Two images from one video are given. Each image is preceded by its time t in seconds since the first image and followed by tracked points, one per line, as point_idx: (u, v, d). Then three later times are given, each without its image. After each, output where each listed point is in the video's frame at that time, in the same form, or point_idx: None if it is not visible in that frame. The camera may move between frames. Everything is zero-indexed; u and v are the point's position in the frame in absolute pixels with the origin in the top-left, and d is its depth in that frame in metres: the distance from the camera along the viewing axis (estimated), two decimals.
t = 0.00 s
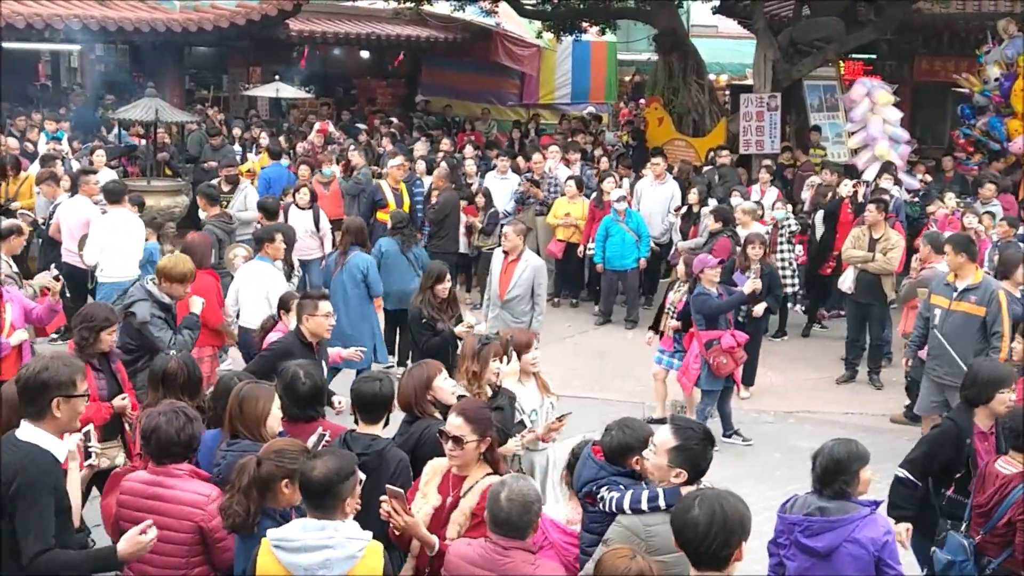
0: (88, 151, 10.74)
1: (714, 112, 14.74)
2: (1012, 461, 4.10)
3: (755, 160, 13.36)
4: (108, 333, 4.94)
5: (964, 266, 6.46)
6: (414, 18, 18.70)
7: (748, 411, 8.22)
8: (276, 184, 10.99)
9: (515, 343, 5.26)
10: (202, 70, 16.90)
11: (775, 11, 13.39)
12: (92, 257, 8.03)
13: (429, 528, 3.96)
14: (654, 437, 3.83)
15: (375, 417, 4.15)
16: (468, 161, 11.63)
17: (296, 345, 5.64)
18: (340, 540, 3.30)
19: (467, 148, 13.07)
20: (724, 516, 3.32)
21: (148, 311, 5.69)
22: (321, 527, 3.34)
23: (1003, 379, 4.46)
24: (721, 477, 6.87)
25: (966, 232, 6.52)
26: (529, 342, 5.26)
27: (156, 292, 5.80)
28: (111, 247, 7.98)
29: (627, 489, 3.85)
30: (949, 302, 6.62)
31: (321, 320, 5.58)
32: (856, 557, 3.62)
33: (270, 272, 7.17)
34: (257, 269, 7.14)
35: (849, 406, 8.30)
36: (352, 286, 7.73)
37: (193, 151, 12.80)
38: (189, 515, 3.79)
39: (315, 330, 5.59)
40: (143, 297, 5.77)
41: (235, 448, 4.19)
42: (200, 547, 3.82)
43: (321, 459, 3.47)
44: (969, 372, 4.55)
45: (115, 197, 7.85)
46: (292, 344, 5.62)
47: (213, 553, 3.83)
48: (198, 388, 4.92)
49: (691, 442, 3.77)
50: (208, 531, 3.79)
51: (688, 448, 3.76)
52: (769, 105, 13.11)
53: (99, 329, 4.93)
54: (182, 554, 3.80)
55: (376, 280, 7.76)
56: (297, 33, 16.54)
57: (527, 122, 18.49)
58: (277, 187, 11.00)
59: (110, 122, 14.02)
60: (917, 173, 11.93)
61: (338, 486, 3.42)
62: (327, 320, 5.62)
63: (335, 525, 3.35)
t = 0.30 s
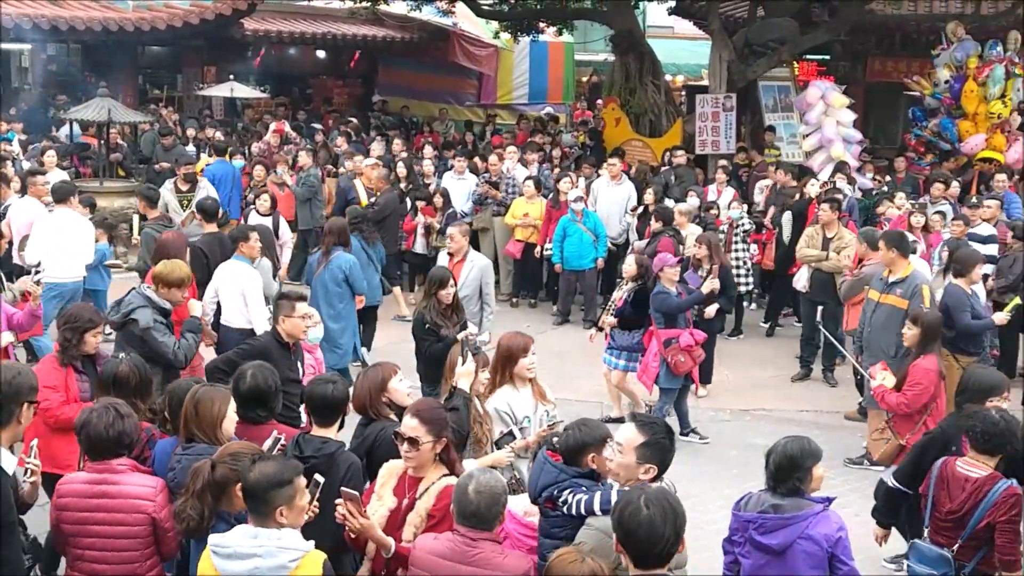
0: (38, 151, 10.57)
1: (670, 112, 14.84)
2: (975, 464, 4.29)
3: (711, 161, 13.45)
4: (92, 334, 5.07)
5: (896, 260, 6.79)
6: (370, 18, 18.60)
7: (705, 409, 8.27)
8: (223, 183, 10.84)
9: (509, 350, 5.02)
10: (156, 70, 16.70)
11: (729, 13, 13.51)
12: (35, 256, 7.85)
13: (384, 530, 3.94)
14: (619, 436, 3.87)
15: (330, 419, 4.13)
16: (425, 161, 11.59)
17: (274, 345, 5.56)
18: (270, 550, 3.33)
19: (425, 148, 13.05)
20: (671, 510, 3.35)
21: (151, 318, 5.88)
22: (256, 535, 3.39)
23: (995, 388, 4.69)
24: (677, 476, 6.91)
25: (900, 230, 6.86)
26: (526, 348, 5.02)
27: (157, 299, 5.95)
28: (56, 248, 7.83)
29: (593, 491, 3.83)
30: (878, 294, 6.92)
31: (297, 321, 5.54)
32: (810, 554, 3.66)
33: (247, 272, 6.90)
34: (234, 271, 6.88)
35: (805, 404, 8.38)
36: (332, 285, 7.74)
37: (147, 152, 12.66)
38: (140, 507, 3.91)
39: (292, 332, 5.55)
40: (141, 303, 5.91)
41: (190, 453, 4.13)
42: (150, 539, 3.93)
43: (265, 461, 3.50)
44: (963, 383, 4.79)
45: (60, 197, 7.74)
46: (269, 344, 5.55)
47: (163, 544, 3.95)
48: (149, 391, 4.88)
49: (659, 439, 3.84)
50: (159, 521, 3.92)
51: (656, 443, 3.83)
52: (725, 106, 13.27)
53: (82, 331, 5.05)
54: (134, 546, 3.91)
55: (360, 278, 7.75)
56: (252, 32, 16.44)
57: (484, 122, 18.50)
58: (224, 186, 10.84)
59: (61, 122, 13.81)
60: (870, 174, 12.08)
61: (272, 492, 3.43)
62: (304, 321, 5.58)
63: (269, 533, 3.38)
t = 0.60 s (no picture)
0: None
1: (627, 112, 14.91)
2: (929, 461, 4.36)
3: (668, 161, 13.54)
4: (67, 343, 5.31)
5: (833, 255, 6.89)
6: (327, 17, 18.49)
7: (662, 407, 8.31)
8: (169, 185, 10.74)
9: (503, 357, 5.04)
10: (109, 68, 16.50)
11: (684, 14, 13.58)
12: None
13: (340, 532, 3.93)
14: (598, 438, 3.90)
15: (279, 423, 4.12)
16: (382, 160, 11.55)
17: (247, 350, 5.53)
18: (203, 559, 3.37)
19: (383, 148, 13.01)
20: (618, 509, 3.38)
21: (155, 312, 5.91)
22: (191, 545, 3.43)
23: (988, 392, 4.54)
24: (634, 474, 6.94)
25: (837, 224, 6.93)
26: (518, 354, 5.05)
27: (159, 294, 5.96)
28: None
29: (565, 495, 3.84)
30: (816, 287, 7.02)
31: (272, 328, 5.50)
32: (764, 550, 3.68)
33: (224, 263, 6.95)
34: (211, 267, 6.75)
35: (761, 402, 8.45)
36: (315, 277, 7.71)
37: (99, 151, 12.51)
38: (104, 502, 3.92)
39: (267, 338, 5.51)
40: (144, 297, 5.94)
41: (144, 456, 4.10)
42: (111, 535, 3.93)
43: (204, 467, 3.54)
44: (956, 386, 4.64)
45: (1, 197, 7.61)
46: (246, 350, 5.52)
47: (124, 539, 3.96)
48: (97, 391, 4.83)
49: (640, 438, 3.88)
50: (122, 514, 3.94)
51: (640, 442, 3.87)
52: (681, 106, 13.34)
53: (57, 341, 5.28)
54: (97, 540, 3.90)
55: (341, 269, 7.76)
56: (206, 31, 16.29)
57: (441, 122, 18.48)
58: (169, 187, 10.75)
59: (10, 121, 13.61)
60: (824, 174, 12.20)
61: (205, 498, 3.46)
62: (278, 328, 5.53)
63: (203, 543, 3.42)
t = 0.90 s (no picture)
0: None
1: (584, 112, 14.97)
2: (884, 457, 4.42)
3: (625, 161, 13.63)
4: (46, 356, 5.46)
5: (775, 253, 7.00)
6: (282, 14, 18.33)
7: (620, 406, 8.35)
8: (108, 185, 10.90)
9: (494, 361, 5.08)
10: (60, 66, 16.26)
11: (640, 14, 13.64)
12: None
13: (294, 534, 3.90)
14: (584, 433, 3.91)
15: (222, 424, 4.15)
16: (338, 160, 11.50)
17: (215, 360, 5.45)
18: (141, 564, 3.41)
19: (339, 148, 12.97)
20: (573, 510, 3.38)
21: (168, 328, 6.19)
22: (129, 550, 3.45)
23: (978, 403, 4.32)
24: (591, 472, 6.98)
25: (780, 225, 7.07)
26: (510, 358, 5.10)
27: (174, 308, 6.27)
28: None
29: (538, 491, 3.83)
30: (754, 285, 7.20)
31: (238, 334, 5.46)
32: (720, 548, 3.71)
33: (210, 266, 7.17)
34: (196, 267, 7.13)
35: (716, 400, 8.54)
36: (298, 275, 7.75)
37: (50, 151, 12.35)
38: (62, 500, 3.87)
39: (233, 344, 5.46)
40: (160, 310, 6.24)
41: (98, 461, 4.00)
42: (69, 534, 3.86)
43: (142, 471, 3.57)
44: (945, 396, 4.42)
45: None
46: (213, 363, 5.43)
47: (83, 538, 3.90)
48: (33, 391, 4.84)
49: (625, 432, 3.91)
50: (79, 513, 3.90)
51: (624, 435, 3.90)
52: (638, 106, 13.41)
53: (38, 351, 5.44)
54: (55, 540, 3.84)
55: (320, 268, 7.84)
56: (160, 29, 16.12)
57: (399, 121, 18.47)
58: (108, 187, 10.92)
59: None
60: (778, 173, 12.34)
61: (145, 503, 3.49)
62: (245, 334, 5.49)
63: (141, 548, 3.44)
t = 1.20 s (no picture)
0: None
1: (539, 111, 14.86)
2: (841, 451, 4.49)
3: (580, 159, 13.67)
4: (25, 364, 5.08)
5: (716, 250, 7.07)
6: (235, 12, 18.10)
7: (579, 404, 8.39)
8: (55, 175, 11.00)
9: (484, 362, 5.14)
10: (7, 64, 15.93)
11: (596, 13, 13.66)
12: None
13: (247, 536, 3.87)
14: (552, 429, 3.87)
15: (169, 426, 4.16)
16: (292, 159, 11.38)
17: (177, 363, 5.37)
18: (77, 565, 3.37)
19: (294, 146, 12.86)
20: (514, 512, 3.30)
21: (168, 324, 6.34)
22: (65, 553, 3.42)
23: (968, 409, 4.38)
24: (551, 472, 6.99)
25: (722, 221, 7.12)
26: (498, 359, 5.15)
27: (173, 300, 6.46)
28: None
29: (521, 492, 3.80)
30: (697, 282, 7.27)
31: (201, 337, 5.40)
32: (676, 547, 3.73)
33: (190, 261, 7.26)
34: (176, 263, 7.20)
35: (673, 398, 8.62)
36: (273, 263, 8.05)
37: None
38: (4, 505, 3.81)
39: (196, 347, 5.40)
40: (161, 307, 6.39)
41: (48, 467, 3.97)
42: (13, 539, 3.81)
43: (79, 475, 3.53)
44: (935, 404, 4.46)
45: None
46: (177, 367, 5.36)
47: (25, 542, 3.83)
48: None
49: (592, 426, 3.89)
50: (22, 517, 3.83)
51: (591, 429, 3.88)
52: (593, 105, 13.46)
53: (18, 360, 5.06)
54: None
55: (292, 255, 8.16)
56: (110, 27, 15.86)
57: (354, 119, 18.40)
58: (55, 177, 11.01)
59: None
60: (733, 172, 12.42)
61: (83, 505, 3.45)
62: (208, 336, 5.43)
63: (78, 551, 3.41)
